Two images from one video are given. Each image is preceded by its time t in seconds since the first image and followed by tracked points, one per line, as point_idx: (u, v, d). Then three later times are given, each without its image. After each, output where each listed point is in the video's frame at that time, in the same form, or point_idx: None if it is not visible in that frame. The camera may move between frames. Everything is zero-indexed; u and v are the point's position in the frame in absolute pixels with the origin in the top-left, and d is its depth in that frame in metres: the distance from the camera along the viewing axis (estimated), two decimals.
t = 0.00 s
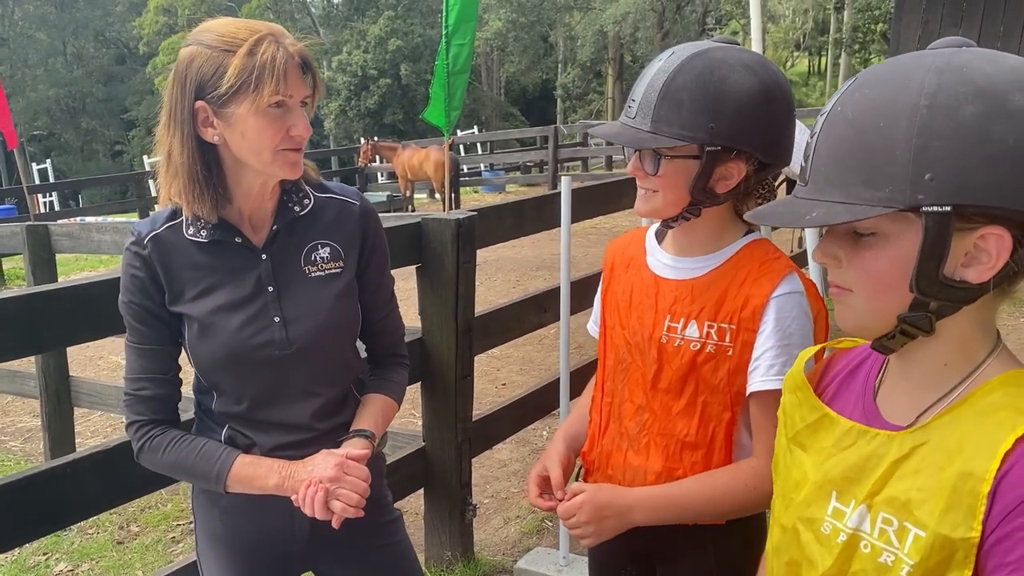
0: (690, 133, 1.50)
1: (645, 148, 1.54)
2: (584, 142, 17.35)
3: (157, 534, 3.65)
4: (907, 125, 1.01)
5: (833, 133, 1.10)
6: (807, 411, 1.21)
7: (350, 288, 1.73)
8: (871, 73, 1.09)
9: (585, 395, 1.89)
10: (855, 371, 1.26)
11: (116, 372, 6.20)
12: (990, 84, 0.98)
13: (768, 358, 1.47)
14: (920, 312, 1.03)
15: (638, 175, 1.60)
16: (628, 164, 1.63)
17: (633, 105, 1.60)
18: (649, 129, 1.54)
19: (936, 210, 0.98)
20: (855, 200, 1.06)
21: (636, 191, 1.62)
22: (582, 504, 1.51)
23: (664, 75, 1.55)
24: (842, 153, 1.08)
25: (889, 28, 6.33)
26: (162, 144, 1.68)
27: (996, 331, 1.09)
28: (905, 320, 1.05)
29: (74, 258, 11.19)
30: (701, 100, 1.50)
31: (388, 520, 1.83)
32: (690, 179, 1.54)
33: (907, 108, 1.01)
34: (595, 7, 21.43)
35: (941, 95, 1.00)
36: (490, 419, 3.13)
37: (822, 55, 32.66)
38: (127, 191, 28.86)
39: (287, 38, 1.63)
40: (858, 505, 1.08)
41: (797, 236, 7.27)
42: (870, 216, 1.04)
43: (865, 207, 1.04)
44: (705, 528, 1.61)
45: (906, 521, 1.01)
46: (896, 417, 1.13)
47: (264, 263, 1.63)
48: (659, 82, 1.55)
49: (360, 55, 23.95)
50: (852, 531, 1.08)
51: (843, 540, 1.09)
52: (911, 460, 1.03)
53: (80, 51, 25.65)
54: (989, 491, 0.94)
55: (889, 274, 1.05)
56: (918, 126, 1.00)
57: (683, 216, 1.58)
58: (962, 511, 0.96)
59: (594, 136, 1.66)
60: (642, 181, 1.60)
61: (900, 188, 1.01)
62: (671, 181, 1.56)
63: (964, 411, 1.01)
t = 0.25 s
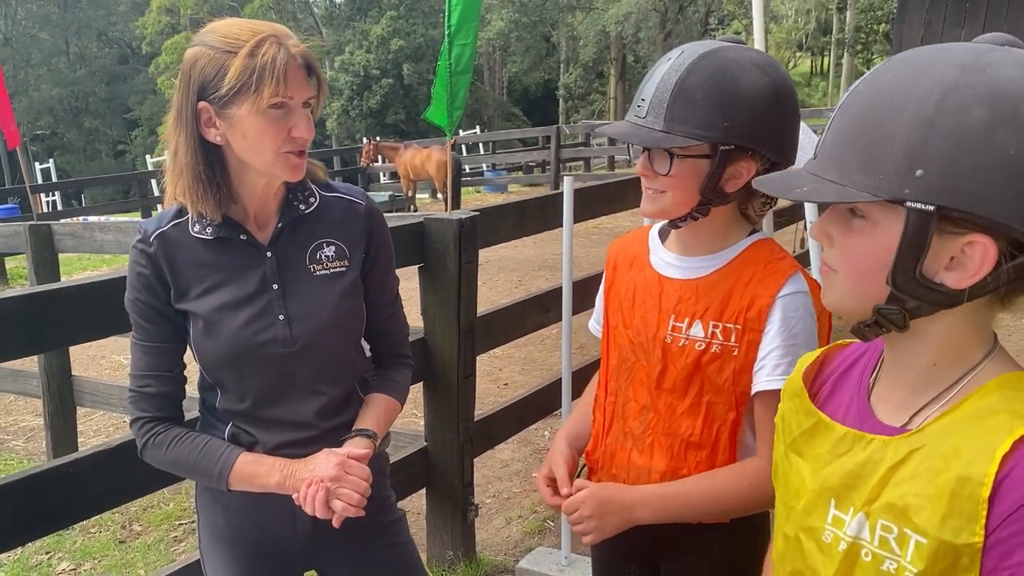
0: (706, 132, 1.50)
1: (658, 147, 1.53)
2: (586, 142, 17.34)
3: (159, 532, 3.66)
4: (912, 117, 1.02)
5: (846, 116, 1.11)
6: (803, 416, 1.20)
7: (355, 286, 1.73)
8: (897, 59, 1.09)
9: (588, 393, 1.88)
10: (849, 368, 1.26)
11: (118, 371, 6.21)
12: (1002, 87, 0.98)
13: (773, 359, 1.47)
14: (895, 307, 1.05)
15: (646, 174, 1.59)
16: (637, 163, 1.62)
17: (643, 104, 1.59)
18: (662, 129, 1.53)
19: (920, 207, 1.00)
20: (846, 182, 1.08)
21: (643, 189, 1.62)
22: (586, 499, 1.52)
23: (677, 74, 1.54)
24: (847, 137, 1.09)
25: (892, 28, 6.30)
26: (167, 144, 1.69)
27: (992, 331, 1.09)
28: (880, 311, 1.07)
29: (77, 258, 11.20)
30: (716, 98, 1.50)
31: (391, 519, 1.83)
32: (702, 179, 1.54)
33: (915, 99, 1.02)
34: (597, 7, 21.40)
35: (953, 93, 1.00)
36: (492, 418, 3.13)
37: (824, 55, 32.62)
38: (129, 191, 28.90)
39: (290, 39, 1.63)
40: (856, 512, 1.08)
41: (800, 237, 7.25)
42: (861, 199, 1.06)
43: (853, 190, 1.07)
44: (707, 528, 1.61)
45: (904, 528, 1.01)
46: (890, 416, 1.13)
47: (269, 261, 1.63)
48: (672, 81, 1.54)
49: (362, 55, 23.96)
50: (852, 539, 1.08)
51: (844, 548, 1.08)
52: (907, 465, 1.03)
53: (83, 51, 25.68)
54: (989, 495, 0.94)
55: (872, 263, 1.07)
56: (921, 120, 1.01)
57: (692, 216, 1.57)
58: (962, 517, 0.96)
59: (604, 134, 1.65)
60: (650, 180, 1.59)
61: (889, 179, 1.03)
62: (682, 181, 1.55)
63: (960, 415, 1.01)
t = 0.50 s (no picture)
0: (719, 131, 1.50)
1: (671, 147, 1.52)
2: (588, 142, 17.32)
3: (162, 532, 3.66)
4: (918, 114, 1.05)
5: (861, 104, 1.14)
6: (804, 423, 1.24)
7: (360, 286, 1.73)
8: (925, 55, 1.11)
9: (591, 394, 1.88)
10: (843, 368, 1.28)
11: (120, 370, 6.22)
12: (1014, 96, 0.99)
13: (785, 358, 1.48)
14: (873, 300, 1.11)
15: (654, 174, 1.59)
16: (645, 162, 1.62)
17: (653, 103, 1.57)
18: (675, 129, 1.52)
19: (906, 205, 1.04)
20: (843, 169, 1.13)
21: (648, 189, 1.62)
22: (596, 506, 1.50)
23: (687, 74, 1.53)
24: (857, 126, 1.13)
25: (895, 28, 6.29)
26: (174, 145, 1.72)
27: (988, 335, 1.11)
28: (858, 303, 1.12)
29: (79, 257, 11.21)
30: (727, 97, 1.50)
31: (395, 519, 1.83)
32: (711, 179, 1.54)
33: (928, 95, 1.05)
34: (599, 7, 21.38)
35: (964, 94, 1.02)
36: (494, 418, 3.12)
37: (827, 55, 32.55)
38: (132, 190, 28.97)
39: (286, 37, 1.61)
40: (860, 523, 1.11)
41: (803, 237, 7.23)
42: (853, 188, 1.11)
43: (846, 178, 1.11)
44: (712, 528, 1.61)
45: (914, 539, 1.04)
46: (888, 420, 1.16)
47: (276, 260, 1.63)
48: (682, 80, 1.54)
49: (364, 55, 23.95)
50: (858, 550, 1.11)
51: (850, 560, 1.11)
52: (911, 475, 1.06)
53: (86, 51, 25.72)
54: (1004, 506, 0.96)
55: (859, 251, 1.12)
56: (925, 119, 1.04)
57: (700, 216, 1.57)
58: (977, 528, 0.98)
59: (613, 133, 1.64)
60: (658, 180, 1.59)
61: (883, 172, 1.07)
62: (693, 181, 1.55)
63: (963, 423, 1.04)
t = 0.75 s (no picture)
0: (725, 131, 1.49)
1: (674, 147, 1.51)
2: (590, 142, 17.32)
3: (164, 532, 3.66)
4: (914, 108, 1.05)
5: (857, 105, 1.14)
6: (808, 417, 1.23)
7: (365, 286, 1.72)
8: (922, 54, 1.11)
9: (594, 396, 1.88)
10: (849, 363, 1.27)
11: (122, 370, 6.22)
12: (1009, 89, 0.99)
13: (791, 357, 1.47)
14: (877, 297, 1.09)
15: (657, 174, 1.58)
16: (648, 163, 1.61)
17: (656, 103, 1.57)
18: (678, 129, 1.52)
19: (905, 198, 1.04)
20: (843, 166, 1.12)
21: (652, 189, 1.61)
22: (603, 510, 1.49)
23: (691, 74, 1.53)
24: (856, 123, 1.13)
25: (898, 29, 6.28)
26: (177, 147, 1.72)
27: (991, 333, 1.10)
28: (863, 301, 1.11)
29: (80, 257, 11.21)
30: (731, 97, 1.49)
31: (398, 518, 1.83)
32: (716, 178, 1.54)
33: (922, 92, 1.05)
34: (601, 7, 21.37)
35: (957, 89, 1.02)
36: (496, 418, 3.12)
37: (829, 56, 32.54)
38: (133, 190, 28.99)
39: (283, 35, 1.60)
40: (855, 520, 1.11)
41: (805, 237, 7.23)
42: (853, 184, 1.10)
43: (847, 174, 1.11)
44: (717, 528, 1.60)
45: (907, 539, 1.04)
46: (890, 418, 1.15)
47: (280, 260, 1.62)
48: (686, 81, 1.53)
49: (366, 55, 23.95)
50: (851, 546, 1.11)
51: (843, 555, 1.12)
52: (908, 476, 1.05)
53: (87, 50, 25.72)
54: (997, 511, 0.96)
55: (862, 248, 1.11)
56: (922, 112, 1.04)
57: (704, 216, 1.56)
58: (968, 532, 0.98)
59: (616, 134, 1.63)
60: (662, 180, 1.58)
61: (881, 167, 1.07)
62: (697, 181, 1.54)
63: (963, 422, 1.03)
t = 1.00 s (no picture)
0: (728, 130, 1.49)
1: (677, 144, 1.51)
2: (591, 142, 17.32)
3: (165, 531, 3.65)
4: (920, 119, 1.05)
5: (866, 116, 1.14)
6: (821, 411, 1.22)
7: (367, 287, 1.72)
8: (925, 62, 1.11)
9: (597, 396, 1.87)
10: (867, 365, 1.27)
11: (123, 370, 6.22)
12: (1011, 98, 0.99)
13: (795, 358, 1.47)
14: (897, 301, 1.08)
15: (660, 173, 1.58)
16: (650, 162, 1.60)
17: (659, 101, 1.56)
18: (681, 126, 1.51)
19: (917, 207, 1.04)
20: (856, 177, 1.12)
21: (655, 188, 1.60)
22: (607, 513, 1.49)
23: (693, 72, 1.52)
24: (866, 135, 1.12)
25: (900, 29, 6.28)
26: (180, 146, 1.72)
27: (1003, 329, 1.10)
28: (883, 305, 1.10)
29: (82, 257, 11.21)
30: (734, 95, 1.49)
31: (401, 518, 1.82)
32: (718, 178, 1.53)
33: (927, 103, 1.05)
34: (603, 7, 21.37)
35: (961, 98, 1.02)
36: (498, 419, 3.12)
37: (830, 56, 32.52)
38: (135, 189, 29.02)
39: (287, 35, 1.60)
40: (861, 510, 1.10)
41: (807, 238, 7.22)
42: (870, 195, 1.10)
43: (861, 185, 1.11)
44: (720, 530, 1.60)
45: (907, 528, 1.04)
46: (900, 413, 1.15)
47: (282, 261, 1.62)
48: (688, 79, 1.52)
49: (368, 54, 23.94)
50: (856, 535, 1.11)
51: (847, 543, 1.12)
52: (913, 468, 1.05)
53: (89, 49, 25.73)
54: (988, 504, 0.96)
55: (881, 255, 1.11)
56: (929, 122, 1.04)
57: (706, 216, 1.56)
58: (961, 521, 0.98)
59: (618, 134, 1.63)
60: (665, 179, 1.58)
61: (892, 177, 1.07)
62: (700, 180, 1.54)
63: (968, 415, 1.02)
